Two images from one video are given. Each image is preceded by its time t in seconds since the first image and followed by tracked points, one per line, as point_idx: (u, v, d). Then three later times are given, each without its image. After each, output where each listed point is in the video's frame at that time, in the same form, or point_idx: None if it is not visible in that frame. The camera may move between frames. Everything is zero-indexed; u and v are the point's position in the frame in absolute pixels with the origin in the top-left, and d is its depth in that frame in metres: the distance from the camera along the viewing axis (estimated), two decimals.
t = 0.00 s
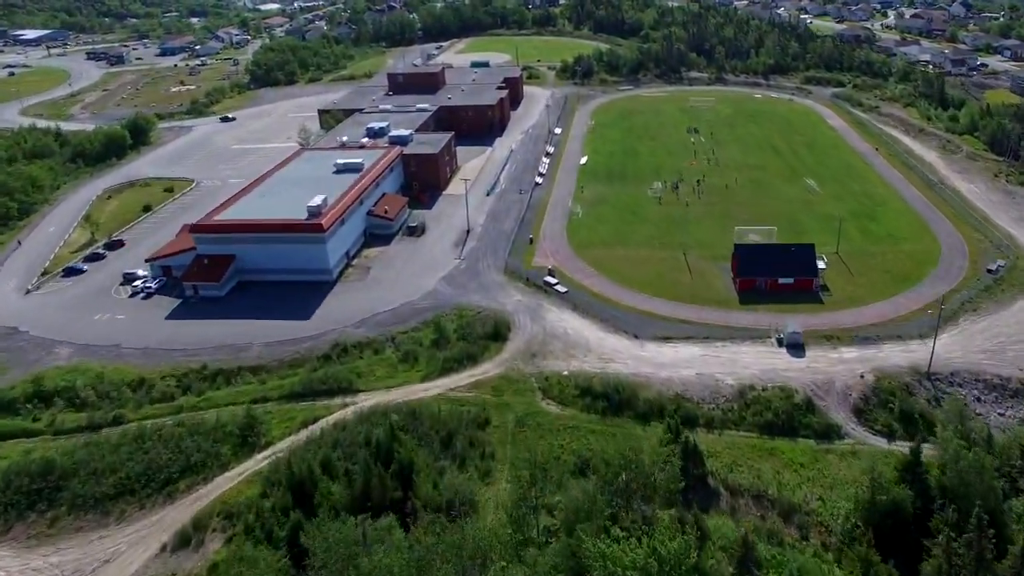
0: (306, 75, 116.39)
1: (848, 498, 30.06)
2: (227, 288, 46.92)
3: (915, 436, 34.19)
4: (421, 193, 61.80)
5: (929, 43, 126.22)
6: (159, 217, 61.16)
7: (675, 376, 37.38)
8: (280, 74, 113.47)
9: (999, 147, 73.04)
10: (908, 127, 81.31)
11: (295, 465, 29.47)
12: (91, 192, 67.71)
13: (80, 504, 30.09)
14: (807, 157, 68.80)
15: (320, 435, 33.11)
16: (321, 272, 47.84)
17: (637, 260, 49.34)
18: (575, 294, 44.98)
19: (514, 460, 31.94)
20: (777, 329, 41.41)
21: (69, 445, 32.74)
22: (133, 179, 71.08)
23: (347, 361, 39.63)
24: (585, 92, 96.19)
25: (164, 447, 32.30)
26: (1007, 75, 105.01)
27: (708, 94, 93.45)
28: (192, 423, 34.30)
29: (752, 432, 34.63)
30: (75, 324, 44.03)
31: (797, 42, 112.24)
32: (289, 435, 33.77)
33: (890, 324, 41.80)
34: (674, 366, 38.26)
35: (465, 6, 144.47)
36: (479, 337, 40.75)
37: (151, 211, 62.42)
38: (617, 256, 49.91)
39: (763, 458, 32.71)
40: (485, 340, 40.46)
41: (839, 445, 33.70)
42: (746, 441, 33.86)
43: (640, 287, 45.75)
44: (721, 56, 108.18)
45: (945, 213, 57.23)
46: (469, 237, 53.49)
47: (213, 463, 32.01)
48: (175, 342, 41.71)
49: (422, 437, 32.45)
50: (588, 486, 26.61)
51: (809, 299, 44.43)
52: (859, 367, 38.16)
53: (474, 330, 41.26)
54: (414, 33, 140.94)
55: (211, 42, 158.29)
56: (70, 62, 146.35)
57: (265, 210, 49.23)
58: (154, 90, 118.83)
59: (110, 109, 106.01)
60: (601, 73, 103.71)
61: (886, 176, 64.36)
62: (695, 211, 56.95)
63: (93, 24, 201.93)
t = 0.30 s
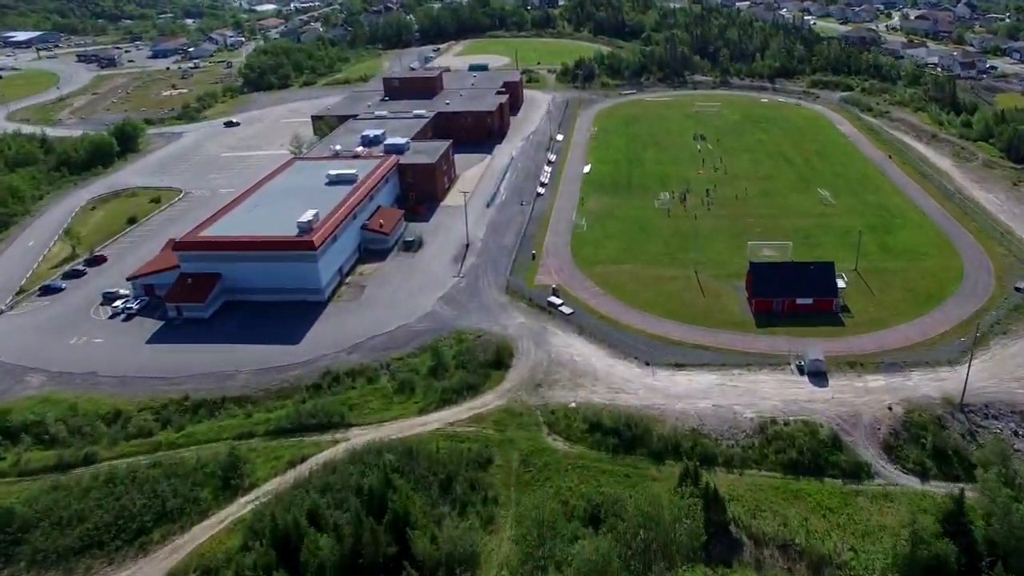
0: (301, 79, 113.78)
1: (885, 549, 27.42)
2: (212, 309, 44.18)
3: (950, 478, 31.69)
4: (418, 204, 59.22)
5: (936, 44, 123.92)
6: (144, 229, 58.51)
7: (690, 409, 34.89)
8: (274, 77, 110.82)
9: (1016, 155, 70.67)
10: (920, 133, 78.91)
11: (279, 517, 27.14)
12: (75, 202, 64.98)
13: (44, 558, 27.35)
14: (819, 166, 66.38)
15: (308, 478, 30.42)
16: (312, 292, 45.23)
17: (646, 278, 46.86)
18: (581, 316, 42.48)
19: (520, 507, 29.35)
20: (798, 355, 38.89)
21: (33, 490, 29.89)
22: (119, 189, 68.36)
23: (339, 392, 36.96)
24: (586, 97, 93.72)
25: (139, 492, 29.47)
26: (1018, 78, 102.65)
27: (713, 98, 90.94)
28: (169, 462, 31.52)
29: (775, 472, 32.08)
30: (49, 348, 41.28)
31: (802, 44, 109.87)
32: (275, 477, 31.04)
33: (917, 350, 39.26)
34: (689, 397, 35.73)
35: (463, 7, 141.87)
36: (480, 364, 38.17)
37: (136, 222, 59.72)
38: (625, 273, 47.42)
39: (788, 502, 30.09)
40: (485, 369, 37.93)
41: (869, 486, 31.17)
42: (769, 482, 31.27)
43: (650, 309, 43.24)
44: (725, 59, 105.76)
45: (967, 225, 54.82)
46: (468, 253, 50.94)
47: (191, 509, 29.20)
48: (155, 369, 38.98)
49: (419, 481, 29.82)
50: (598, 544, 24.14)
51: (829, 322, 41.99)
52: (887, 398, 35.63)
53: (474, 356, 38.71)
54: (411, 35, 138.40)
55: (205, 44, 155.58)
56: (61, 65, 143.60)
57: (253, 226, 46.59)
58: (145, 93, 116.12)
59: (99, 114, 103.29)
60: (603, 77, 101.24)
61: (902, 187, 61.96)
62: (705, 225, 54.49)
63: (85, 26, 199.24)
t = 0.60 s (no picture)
0: (295, 83, 111.20)
1: None
2: (195, 334, 41.47)
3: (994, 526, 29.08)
4: (415, 217, 56.61)
5: (945, 46, 121.48)
6: (129, 243, 55.91)
7: (707, 447, 32.35)
8: (268, 81, 108.22)
9: None
10: (934, 138, 76.44)
11: None
12: (58, 214, 62.38)
13: None
14: (832, 174, 63.86)
15: (295, 529, 27.85)
16: (302, 314, 42.62)
17: (656, 297, 44.35)
18: (588, 343, 39.93)
19: (526, 563, 26.83)
20: (821, 386, 36.35)
21: None
22: (104, 199, 65.72)
23: (330, 427, 34.34)
24: (589, 101, 91.19)
25: (108, 546, 26.89)
26: None
27: (720, 103, 88.41)
28: (142, 511, 28.89)
29: (801, 519, 29.51)
30: (21, 377, 38.63)
31: (809, 47, 107.46)
32: (258, 528, 28.47)
33: (947, 379, 36.75)
34: (705, 434, 33.15)
35: (462, 9, 139.37)
36: (481, 396, 35.60)
37: (121, 235, 57.09)
38: (634, 292, 44.89)
39: (818, 554, 27.49)
40: (486, 401, 35.38)
41: (905, 536, 28.58)
42: (796, 531, 28.69)
43: (661, 333, 40.69)
44: (730, 62, 103.30)
45: (990, 238, 52.30)
46: (468, 270, 48.33)
47: (164, 566, 26.59)
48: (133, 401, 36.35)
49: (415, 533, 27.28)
50: None
51: (852, 347, 39.46)
52: (919, 433, 33.06)
53: (474, 387, 36.16)
54: (409, 37, 135.89)
55: (199, 46, 153.01)
56: (51, 67, 140.87)
57: (241, 243, 43.99)
58: (137, 97, 113.50)
59: (88, 119, 100.65)
60: (605, 80, 98.75)
61: (919, 197, 59.46)
62: (716, 238, 51.94)
63: (78, 27, 196.50)
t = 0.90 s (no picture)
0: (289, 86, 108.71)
1: None
2: (177, 360, 38.93)
3: None
4: (411, 231, 54.16)
5: (951, 49, 119.40)
6: (111, 258, 53.41)
7: (725, 488, 29.93)
8: (261, 84, 105.73)
9: None
10: (946, 145, 74.17)
11: None
12: (38, 226, 59.79)
13: None
14: (843, 185, 61.66)
15: None
16: (289, 338, 40.12)
17: (665, 319, 42.08)
18: (593, 370, 37.58)
19: None
20: (844, 418, 33.90)
21: None
22: (87, 210, 63.21)
23: (317, 466, 31.85)
24: (590, 106, 88.83)
25: None
26: None
27: (724, 108, 86.07)
28: (108, 565, 26.37)
29: (829, 571, 26.79)
30: None
31: (814, 49, 105.28)
32: None
33: (979, 410, 34.29)
34: (722, 473, 30.73)
35: (459, 11, 137.06)
36: (480, 430, 33.15)
37: (103, 249, 54.57)
38: (642, 314, 42.61)
39: None
40: (486, 436, 32.95)
41: None
42: None
43: (672, 360, 38.34)
44: (733, 65, 101.02)
45: (1012, 253, 50.00)
46: (466, 288, 45.94)
47: None
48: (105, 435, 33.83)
49: None
50: None
51: (875, 374, 37.02)
52: (953, 471, 30.57)
53: (473, 421, 33.71)
54: (405, 39, 133.54)
55: (192, 49, 150.56)
56: (40, 70, 138.27)
57: (224, 263, 41.52)
58: (126, 101, 110.97)
59: (75, 124, 98.05)
60: (606, 84, 96.46)
61: (935, 209, 57.18)
62: (725, 254, 49.66)
63: (70, 29, 193.94)
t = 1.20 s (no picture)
0: (284, 90, 106.12)
1: None
2: (157, 390, 36.19)
3: None
4: (408, 246, 51.54)
5: (961, 51, 116.86)
6: (93, 273, 50.78)
7: (750, 541, 27.30)
8: (255, 88, 103.13)
9: None
10: (963, 153, 71.61)
11: None
12: (18, 240, 57.13)
13: None
14: (860, 197, 59.19)
15: None
16: (278, 366, 37.46)
17: (679, 345, 39.50)
18: (603, 403, 34.99)
19: None
20: (877, 458, 31.25)
21: None
22: (71, 221, 60.56)
23: (304, 513, 29.21)
24: (593, 111, 86.28)
25: None
26: None
27: (732, 113, 83.47)
28: None
29: None
30: None
31: (822, 52, 102.75)
32: None
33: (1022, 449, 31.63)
34: (747, 523, 28.09)
35: (458, 12, 134.52)
36: (482, 472, 30.49)
37: (85, 264, 51.95)
38: (654, 338, 40.04)
39: None
40: (488, 478, 30.28)
41: None
42: None
43: (687, 392, 35.73)
44: (740, 68, 98.50)
45: None
46: (467, 310, 43.36)
47: None
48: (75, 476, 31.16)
49: None
50: None
51: (907, 407, 34.39)
52: (999, 521, 27.92)
53: (474, 461, 31.04)
54: (404, 41, 131.03)
55: (187, 51, 147.95)
56: (32, 73, 135.60)
57: (208, 285, 38.89)
58: (118, 105, 108.33)
59: (64, 129, 95.38)
60: (609, 89, 93.96)
61: (957, 222, 54.65)
62: (740, 271, 47.10)
63: (65, 30, 191.45)
